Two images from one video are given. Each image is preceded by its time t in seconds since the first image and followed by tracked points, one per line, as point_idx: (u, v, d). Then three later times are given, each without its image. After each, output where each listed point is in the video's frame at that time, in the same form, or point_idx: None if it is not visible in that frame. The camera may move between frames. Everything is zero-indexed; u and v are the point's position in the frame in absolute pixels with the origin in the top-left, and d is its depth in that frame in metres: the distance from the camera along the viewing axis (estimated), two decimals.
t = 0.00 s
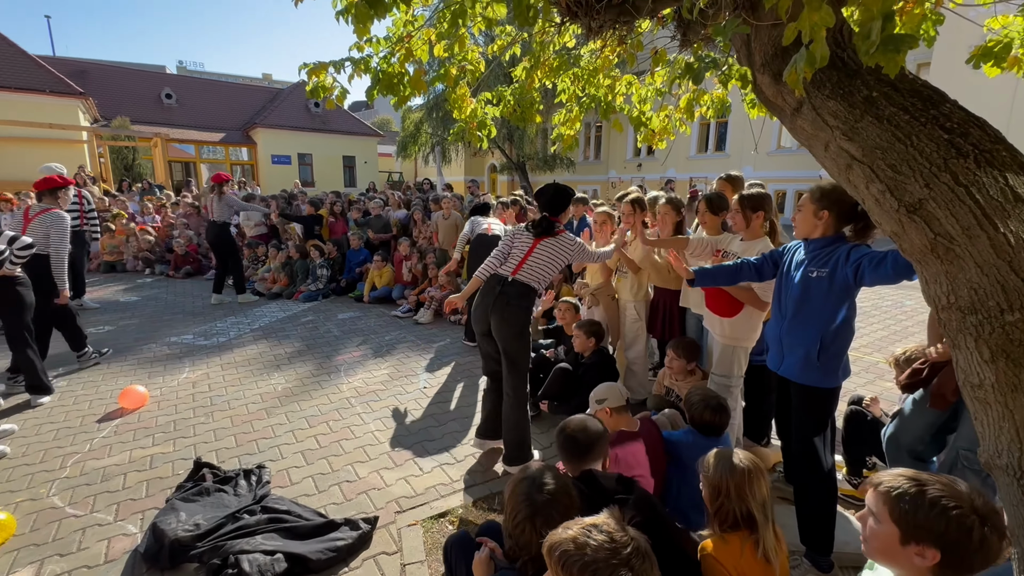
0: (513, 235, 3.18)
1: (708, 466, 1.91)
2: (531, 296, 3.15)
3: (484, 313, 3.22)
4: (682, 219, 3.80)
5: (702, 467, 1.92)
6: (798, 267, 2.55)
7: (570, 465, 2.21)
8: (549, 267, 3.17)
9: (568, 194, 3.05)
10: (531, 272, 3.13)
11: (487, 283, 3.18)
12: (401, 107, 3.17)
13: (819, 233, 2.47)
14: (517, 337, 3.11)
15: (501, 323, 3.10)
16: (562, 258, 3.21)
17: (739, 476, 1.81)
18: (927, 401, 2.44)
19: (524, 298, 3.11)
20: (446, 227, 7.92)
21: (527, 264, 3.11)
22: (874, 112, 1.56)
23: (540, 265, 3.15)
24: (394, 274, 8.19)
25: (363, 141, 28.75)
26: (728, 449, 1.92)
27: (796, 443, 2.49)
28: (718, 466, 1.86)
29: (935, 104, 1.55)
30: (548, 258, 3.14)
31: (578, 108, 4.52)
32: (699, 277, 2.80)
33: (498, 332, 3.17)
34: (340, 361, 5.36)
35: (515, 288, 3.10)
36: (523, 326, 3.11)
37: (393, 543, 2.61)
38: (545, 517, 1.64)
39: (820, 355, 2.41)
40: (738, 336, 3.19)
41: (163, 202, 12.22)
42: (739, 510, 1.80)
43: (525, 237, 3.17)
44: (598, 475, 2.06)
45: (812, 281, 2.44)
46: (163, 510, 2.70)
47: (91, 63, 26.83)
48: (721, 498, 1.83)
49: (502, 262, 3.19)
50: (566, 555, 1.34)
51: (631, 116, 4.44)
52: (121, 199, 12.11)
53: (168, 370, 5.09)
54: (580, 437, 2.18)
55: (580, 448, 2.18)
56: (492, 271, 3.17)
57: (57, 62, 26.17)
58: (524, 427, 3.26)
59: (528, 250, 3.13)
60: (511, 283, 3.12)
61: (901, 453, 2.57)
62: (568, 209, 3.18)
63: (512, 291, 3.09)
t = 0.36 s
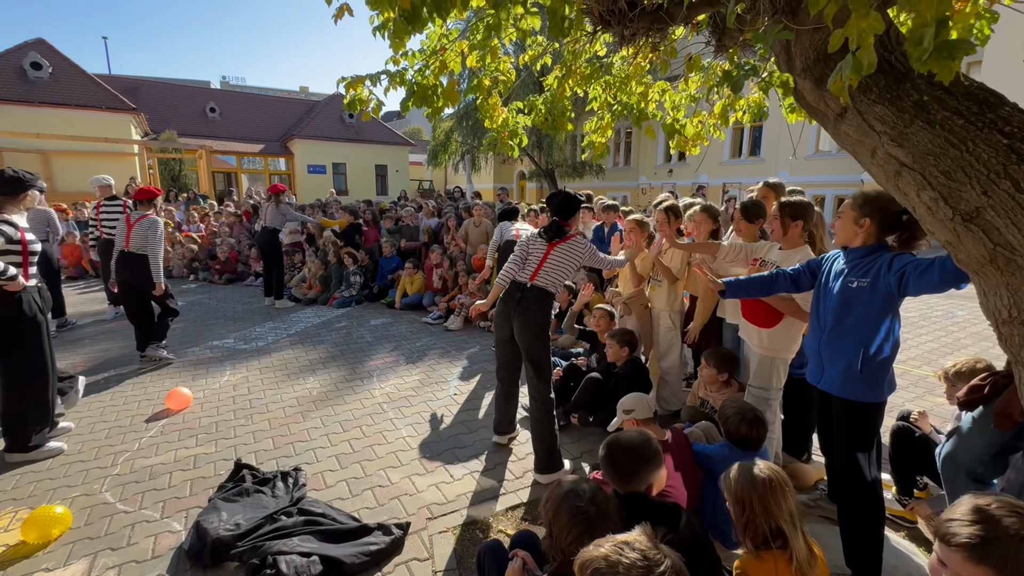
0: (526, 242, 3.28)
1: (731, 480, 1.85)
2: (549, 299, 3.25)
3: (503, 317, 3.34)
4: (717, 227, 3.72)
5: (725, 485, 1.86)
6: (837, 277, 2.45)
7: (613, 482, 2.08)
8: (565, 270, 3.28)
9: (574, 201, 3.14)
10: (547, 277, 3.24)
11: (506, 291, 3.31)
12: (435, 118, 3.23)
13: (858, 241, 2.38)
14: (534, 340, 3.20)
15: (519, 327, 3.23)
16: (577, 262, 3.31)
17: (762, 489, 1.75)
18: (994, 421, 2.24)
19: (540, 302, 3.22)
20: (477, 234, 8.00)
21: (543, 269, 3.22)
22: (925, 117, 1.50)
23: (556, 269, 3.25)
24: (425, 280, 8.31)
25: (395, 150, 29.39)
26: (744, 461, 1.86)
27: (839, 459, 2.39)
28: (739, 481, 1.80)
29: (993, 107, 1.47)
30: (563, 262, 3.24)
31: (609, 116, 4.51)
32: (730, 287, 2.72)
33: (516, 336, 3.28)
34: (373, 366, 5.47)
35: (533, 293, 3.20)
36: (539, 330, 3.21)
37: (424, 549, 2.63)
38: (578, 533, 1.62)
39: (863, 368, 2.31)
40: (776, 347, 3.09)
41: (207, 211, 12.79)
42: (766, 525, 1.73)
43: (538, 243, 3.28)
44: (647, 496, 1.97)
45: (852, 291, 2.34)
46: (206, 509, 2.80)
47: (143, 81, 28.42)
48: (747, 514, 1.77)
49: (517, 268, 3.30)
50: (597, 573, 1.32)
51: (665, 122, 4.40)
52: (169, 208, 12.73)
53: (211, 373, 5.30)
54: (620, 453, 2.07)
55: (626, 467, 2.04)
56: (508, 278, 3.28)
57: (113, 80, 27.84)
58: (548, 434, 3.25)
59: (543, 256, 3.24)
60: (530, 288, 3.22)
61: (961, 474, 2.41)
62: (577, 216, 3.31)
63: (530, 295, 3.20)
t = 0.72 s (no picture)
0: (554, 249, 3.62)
1: (787, 500, 1.76)
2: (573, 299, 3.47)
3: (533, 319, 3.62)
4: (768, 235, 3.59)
5: (782, 504, 1.76)
6: (896, 288, 2.31)
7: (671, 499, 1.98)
8: (587, 272, 3.50)
9: (609, 211, 3.45)
10: (570, 278, 3.48)
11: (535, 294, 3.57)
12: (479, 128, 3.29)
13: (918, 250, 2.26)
14: (561, 338, 3.42)
15: (546, 326, 3.47)
16: (598, 265, 3.53)
17: (827, 512, 1.67)
18: None
19: (565, 301, 3.45)
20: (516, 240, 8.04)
21: (565, 269, 3.48)
22: (1003, 117, 1.40)
23: (578, 270, 3.49)
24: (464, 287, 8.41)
25: (434, 159, 29.98)
26: (804, 479, 1.77)
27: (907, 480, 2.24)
28: (800, 503, 1.70)
29: None
30: (586, 265, 3.49)
31: (652, 122, 4.46)
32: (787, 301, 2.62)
33: (544, 336, 3.52)
34: (414, 372, 5.57)
35: (557, 292, 3.45)
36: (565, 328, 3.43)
37: (466, 556, 2.65)
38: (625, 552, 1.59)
39: (930, 385, 2.17)
40: (831, 359, 2.95)
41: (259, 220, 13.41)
42: (829, 549, 1.65)
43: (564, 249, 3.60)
44: (708, 520, 1.89)
45: (916, 302, 2.20)
46: (259, 507, 2.91)
47: (202, 98, 30.21)
48: (808, 536, 1.68)
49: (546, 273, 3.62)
50: None
51: (710, 126, 4.30)
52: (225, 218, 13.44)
53: (262, 375, 5.54)
54: (678, 470, 1.96)
55: (688, 488, 1.93)
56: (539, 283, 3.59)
57: (176, 98, 29.74)
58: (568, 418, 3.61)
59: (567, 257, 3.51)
60: (553, 288, 3.46)
61: None
62: (608, 223, 3.58)
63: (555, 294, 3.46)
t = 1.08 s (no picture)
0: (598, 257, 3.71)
1: (869, 529, 1.64)
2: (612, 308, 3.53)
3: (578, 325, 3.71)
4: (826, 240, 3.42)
5: (864, 533, 1.64)
6: (976, 299, 2.15)
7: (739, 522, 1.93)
8: (628, 282, 3.55)
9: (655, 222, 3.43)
10: (611, 286, 3.55)
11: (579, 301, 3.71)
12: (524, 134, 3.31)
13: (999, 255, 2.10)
14: (599, 345, 3.45)
15: (587, 333, 3.52)
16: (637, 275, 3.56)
17: (917, 547, 1.56)
18: None
19: (603, 309, 3.48)
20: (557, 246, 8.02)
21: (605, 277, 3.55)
22: None
23: (618, 280, 3.55)
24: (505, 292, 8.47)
25: (476, 166, 30.38)
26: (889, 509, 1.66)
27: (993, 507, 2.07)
28: (888, 534, 1.59)
29: None
30: (627, 275, 3.54)
31: (700, 124, 4.37)
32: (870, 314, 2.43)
33: (587, 343, 3.57)
34: (457, 376, 5.64)
35: (596, 300, 3.53)
36: (603, 336, 3.45)
37: (512, 562, 2.65)
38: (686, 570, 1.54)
39: (1021, 404, 1.99)
40: (898, 372, 2.76)
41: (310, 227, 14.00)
42: None
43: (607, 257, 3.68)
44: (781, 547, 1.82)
45: (1000, 315, 2.04)
46: (313, 504, 3.03)
47: (259, 112, 31.91)
48: (892, 570, 1.57)
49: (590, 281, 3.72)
50: None
51: (763, 128, 4.16)
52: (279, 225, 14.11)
53: (313, 377, 5.76)
54: (742, 493, 1.91)
55: (755, 512, 1.87)
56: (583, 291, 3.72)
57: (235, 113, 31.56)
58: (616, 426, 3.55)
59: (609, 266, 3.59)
60: (592, 295, 3.56)
61: None
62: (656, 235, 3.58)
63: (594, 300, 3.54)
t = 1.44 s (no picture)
0: (630, 264, 3.73)
1: (978, 557, 1.49)
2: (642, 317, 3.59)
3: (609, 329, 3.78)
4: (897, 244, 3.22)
5: (971, 561, 1.49)
6: None
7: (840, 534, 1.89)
8: (659, 292, 3.59)
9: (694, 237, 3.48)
10: (642, 295, 3.59)
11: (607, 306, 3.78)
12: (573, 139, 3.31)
13: None
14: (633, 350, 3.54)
15: (620, 339, 3.59)
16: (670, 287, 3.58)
17: None
18: None
19: (634, 317, 3.55)
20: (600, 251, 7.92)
21: (636, 286, 3.58)
22: None
23: (650, 289, 3.59)
24: (549, 297, 8.45)
25: (519, 170, 30.53)
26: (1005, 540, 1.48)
27: None
28: (998, 565, 1.43)
29: None
30: (658, 286, 3.58)
31: (755, 124, 4.23)
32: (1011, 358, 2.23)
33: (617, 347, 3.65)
34: (503, 380, 5.66)
35: (626, 308, 3.59)
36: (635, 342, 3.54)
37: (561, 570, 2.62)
38: None
39: None
40: (984, 389, 2.54)
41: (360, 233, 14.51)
42: None
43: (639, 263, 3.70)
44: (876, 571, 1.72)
45: None
46: (366, 502, 3.12)
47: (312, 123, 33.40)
48: None
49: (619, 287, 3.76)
50: None
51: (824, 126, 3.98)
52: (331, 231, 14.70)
53: (364, 378, 5.94)
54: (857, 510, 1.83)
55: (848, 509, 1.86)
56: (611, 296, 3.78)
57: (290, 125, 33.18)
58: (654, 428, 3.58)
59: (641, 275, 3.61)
60: (623, 303, 3.61)
61: None
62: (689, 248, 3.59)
63: (625, 309, 3.59)
